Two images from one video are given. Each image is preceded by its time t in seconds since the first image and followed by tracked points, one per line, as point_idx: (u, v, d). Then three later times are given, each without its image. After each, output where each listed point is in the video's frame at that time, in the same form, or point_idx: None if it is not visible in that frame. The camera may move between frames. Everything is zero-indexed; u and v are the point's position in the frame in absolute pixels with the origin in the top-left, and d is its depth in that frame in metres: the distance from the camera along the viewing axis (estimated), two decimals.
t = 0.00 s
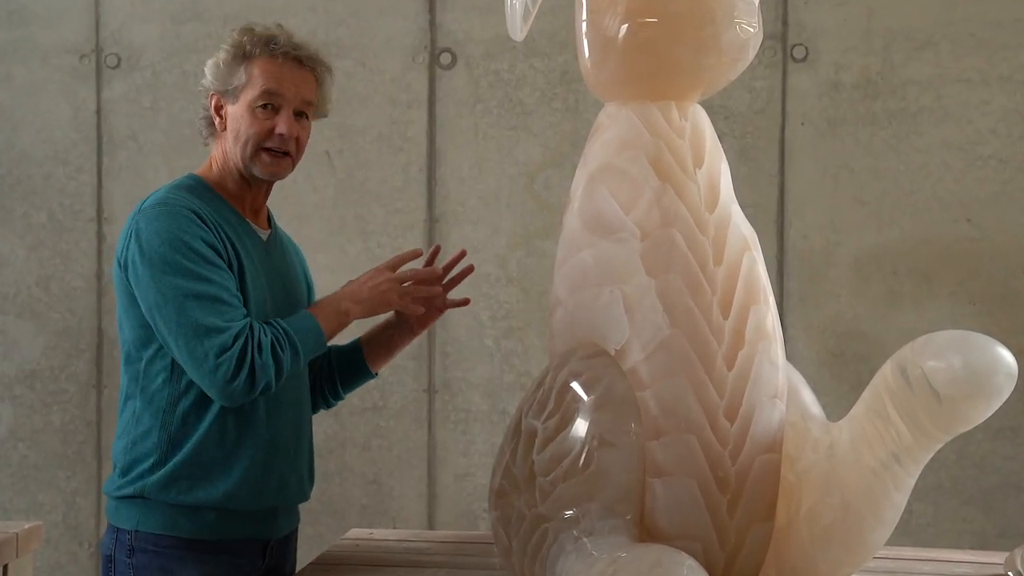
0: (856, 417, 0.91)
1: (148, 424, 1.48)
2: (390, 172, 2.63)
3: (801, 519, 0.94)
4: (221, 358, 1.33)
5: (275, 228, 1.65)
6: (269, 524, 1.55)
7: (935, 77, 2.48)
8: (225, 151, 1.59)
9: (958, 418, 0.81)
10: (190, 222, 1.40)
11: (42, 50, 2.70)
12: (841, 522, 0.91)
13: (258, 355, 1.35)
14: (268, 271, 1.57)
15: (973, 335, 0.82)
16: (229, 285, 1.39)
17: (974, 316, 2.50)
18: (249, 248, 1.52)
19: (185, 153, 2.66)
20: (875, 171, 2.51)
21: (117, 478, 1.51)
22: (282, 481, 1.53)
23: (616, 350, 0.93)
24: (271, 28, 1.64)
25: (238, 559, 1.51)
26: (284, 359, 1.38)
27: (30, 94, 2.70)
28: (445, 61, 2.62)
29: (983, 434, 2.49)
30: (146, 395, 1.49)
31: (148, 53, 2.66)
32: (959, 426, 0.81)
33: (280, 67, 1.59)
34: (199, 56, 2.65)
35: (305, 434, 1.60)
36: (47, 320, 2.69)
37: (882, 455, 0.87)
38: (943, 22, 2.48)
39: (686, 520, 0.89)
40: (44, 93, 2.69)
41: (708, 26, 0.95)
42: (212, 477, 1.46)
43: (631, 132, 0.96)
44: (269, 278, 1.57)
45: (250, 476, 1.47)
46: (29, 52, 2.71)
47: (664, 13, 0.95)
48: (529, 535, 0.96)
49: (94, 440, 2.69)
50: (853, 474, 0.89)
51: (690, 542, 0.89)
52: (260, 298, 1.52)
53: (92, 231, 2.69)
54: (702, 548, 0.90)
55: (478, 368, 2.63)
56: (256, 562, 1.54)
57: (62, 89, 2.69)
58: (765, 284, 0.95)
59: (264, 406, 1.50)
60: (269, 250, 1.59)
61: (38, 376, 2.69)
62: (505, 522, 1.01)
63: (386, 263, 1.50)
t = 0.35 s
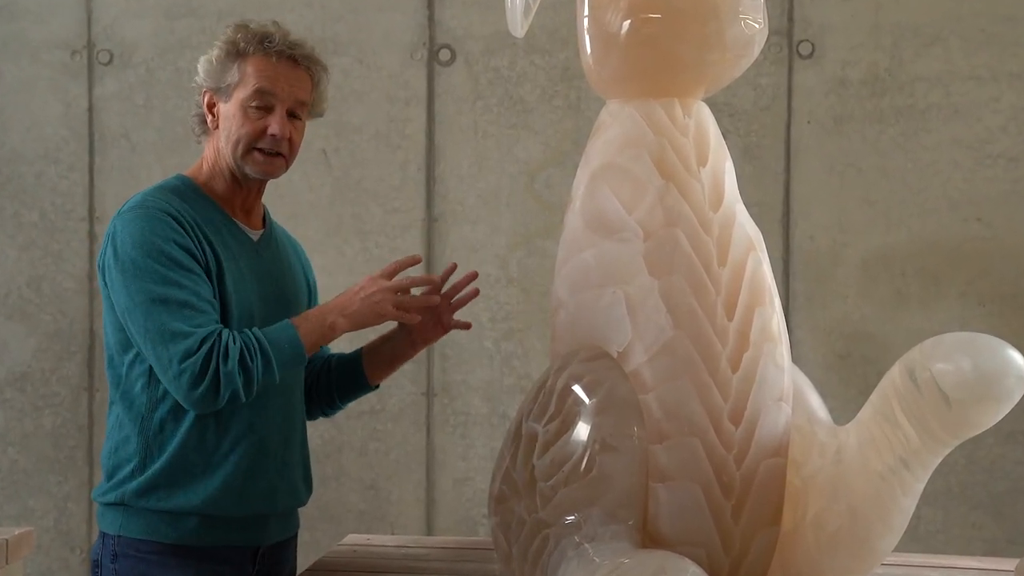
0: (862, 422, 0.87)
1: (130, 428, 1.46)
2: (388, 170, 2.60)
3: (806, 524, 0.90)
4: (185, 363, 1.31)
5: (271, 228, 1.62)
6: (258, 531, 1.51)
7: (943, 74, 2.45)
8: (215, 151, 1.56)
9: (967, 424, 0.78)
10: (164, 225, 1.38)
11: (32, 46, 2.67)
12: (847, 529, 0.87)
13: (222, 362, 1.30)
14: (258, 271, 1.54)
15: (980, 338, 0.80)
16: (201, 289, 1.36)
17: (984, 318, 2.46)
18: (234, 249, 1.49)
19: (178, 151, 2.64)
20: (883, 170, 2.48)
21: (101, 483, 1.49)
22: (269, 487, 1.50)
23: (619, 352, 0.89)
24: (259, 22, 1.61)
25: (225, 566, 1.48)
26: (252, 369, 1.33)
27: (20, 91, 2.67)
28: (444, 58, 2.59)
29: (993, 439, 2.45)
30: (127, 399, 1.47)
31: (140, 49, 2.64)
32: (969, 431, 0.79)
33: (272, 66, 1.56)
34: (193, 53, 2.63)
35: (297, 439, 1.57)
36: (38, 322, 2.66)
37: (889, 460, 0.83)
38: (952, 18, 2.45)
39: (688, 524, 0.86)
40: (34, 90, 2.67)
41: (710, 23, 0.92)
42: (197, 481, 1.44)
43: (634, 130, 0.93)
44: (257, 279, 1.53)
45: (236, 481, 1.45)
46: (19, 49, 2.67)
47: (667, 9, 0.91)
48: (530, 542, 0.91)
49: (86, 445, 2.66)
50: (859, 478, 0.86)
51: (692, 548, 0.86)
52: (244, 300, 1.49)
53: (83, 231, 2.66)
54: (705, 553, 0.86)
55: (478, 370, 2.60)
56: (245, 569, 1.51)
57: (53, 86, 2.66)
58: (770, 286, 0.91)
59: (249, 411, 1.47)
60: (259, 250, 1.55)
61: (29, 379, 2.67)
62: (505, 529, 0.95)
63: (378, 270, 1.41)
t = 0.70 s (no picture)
0: (866, 422, 0.86)
1: (127, 427, 1.44)
2: (387, 169, 2.58)
3: (807, 526, 0.87)
4: (162, 276, 1.33)
5: (272, 226, 1.62)
6: (255, 533, 1.49)
7: (948, 71, 2.43)
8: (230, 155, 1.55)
9: (972, 425, 0.77)
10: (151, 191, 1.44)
11: (26, 43, 2.65)
12: (852, 530, 0.85)
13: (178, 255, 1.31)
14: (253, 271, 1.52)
15: (987, 338, 0.78)
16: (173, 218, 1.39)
17: (990, 318, 2.45)
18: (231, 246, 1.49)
19: (175, 149, 2.62)
20: (887, 168, 2.46)
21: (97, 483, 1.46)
22: (266, 488, 1.49)
23: (620, 353, 0.87)
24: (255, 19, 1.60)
25: (224, 566, 1.46)
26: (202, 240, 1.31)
27: (14, 89, 2.65)
28: (443, 54, 2.57)
29: (998, 440, 2.44)
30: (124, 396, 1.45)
31: (136, 46, 2.62)
32: (974, 432, 0.77)
33: (298, 78, 1.55)
34: (189, 50, 2.61)
35: (293, 441, 1.56)
36: (32, 322, 2.64)
37: (894, 461, 0.82)
38: (957, 14, 2.43)
39: (691, 525, 0.84)
40: (28, 87, 2.65)
41: (713, 20, 0.90)
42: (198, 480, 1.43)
43: (634, 127, 0.91)
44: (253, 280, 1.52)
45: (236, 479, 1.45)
46: (13, 46, 2.65)
47: (670, 4, 0.90)
48: (530, 545, 0.89)
49: (81, 446, 2.64)
50: (862, 479, 0.84)
51: (695, 550, 0.84)
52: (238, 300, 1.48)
53: (78, 230, 2.64)
54: (707, 555, 0.84)
55: (477, 370, 2.59)
56: (242, 571, 1.49)
57: (47, 84, 2.64)
58: (773, 286, 0.90)
59: (247, 411, 1.47)
60: (258, 246, 1.55)
61: (23, 379, 2.65)
62: (506, 532, 0.93)
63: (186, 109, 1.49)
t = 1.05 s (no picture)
0: (868, 423, 0.85)
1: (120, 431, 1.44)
2: (387, 169, 2.58)
3: (808, 527, 0.87)
4: (118, 359, 1.32)
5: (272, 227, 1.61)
6: (253, 534, 1.50)
7: (949, 71, 2.43)
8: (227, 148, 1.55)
9: (973, 426, 0.77)
10: (139, 224, 1.41)
11: (25, 42, 2.65)
12: (851, 531, 0.84)
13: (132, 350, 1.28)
14: (253, 272, 1.52)
15: (987, 338, 0.78)
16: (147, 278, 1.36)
17: (991, 318, 2.44)
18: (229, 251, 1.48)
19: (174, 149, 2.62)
20: (888, 168, 2.46)
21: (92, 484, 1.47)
22: (264, 490, 1.49)
23: (620, 352, 0.87)
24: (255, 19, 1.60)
25: (222, 568, 1.46)
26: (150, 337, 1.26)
27: (14, 88, 2.65)
28: (443, 54, 2.57)
29: (1000, 440, 2.44)
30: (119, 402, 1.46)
31: (136, 46, 2.62)
32: (975, 432, 0.77)
33: (289, 64, 1.55)
34: (189, 49, 2.61)
35: (292, 441, 1.55)
36: (31, 322, 2.64)
37: (896, 462, 0.81)
38: (958, 14, 2.42)
39: (691, 525, 0.84)
40: (28, 87, 2.64)
41: (713, 19, 0.90)
42: (195, 483, 1.43)
43: (635, 127, 0.91)
44: (253, 281, 1.51)
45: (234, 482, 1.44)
46: (13, 45, 2.65)
47: (670, 3, 0.89)
48: (532, 545, 0.88)
49: (81, 446, 2.64)
50: (862, 480, 0.84)
51: (695, 550, 0.84)
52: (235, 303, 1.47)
53: (78, 229, 2.64)
54: (707, 555, 0.84)
55: (478, 371, 2.59)
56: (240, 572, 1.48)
57: (46, 84, 2.64)
58: (774, 286, 0.89)
59: (245, 414, 1.46)
60: (260, 248, 1.55)
61: (23, 379, 2.65)
62: (505, 532, 0.93)
63: (182, 176, 1.26)
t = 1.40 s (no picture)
0: (869, 424, 0.85)
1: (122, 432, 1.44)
2: (388, 169, 2.58)
3: (810, 528, 0.87)
4: (115, 369, 1.33)
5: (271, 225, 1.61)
6: (256, 535, 1.49)
7: (950, 71, 2.43)
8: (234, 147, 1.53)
9: (975, 427, 0.76)
10: (136, 229, 1.40)
11: (25, 43, 2.65)
12: (853, 531, 0.84)
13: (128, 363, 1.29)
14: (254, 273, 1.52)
15: (988, 338, 0.78)
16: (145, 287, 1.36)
17: (992, 318, 2.44)
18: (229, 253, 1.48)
19: (175, 149, 2.62)
20: (889, 168, 2.46)
21: (96, 485, 1.47)
22: (267, 491, 1.48)
23: (621, 352, 0.87)
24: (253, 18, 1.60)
25: (224, 569, 1.46)
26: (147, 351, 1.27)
27: (14, 88, 2.65)
28: (444, 54, 2.57)
29: (1000, 441, 2.44)
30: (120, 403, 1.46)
31: (136, 46, 2.62)
32: (976, 432, 0.77)
33: (295, 63, 1.55)
34: (190, 49, 2.61)
35: (294, 442, 1.54)
36: (32, 322, 2.64)
37: (898, 463, 0.81)
38: (959, 14, 2.42)
39: (692, 525, 0.84)
40: (28, 87, 2.65)
41: (714, 19, 0.90)
42: (197, 484, 1.43)
43: (636, 128, 0.91)
44: (253, 283, 1.52)
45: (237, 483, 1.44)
46: (14, 45, 2.65)
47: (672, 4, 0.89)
48: (533, 545, 0.88)
49: (82, 447, 2.64)
50: (864, 481, 0.84)
51: (696, 550, 0.84)
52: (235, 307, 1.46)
53: (79, 229, 2.64)
54: (707, 555, 0.84)
55: (478, 371, 2.59)
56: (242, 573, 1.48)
57: (47, 84, 2.64)
58: (774, 286, 0.89)
59: (247, 416, 1.46)
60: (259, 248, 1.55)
61: (23, 379, 2.65)
62: (506, 533, 0.93)
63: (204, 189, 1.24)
